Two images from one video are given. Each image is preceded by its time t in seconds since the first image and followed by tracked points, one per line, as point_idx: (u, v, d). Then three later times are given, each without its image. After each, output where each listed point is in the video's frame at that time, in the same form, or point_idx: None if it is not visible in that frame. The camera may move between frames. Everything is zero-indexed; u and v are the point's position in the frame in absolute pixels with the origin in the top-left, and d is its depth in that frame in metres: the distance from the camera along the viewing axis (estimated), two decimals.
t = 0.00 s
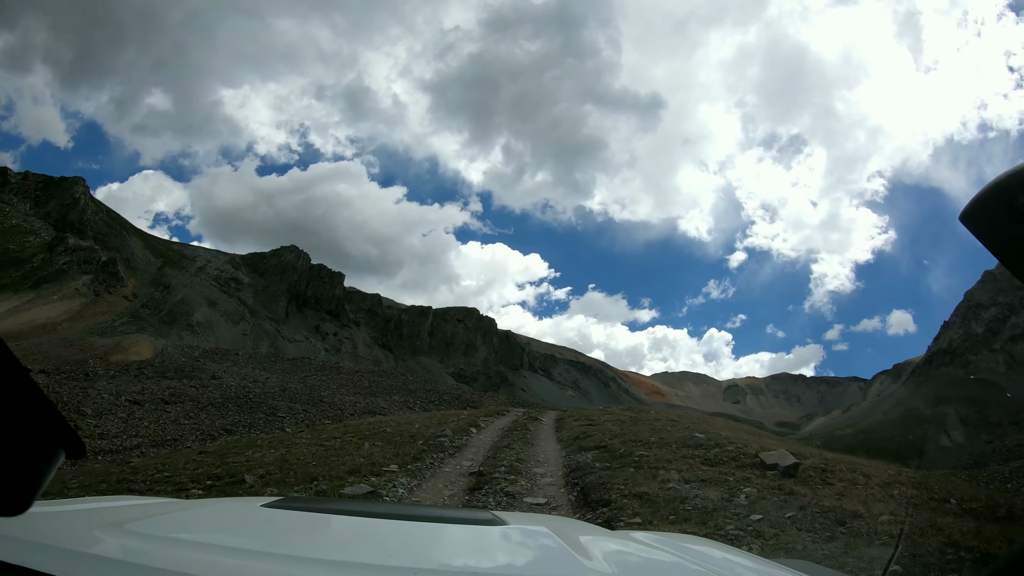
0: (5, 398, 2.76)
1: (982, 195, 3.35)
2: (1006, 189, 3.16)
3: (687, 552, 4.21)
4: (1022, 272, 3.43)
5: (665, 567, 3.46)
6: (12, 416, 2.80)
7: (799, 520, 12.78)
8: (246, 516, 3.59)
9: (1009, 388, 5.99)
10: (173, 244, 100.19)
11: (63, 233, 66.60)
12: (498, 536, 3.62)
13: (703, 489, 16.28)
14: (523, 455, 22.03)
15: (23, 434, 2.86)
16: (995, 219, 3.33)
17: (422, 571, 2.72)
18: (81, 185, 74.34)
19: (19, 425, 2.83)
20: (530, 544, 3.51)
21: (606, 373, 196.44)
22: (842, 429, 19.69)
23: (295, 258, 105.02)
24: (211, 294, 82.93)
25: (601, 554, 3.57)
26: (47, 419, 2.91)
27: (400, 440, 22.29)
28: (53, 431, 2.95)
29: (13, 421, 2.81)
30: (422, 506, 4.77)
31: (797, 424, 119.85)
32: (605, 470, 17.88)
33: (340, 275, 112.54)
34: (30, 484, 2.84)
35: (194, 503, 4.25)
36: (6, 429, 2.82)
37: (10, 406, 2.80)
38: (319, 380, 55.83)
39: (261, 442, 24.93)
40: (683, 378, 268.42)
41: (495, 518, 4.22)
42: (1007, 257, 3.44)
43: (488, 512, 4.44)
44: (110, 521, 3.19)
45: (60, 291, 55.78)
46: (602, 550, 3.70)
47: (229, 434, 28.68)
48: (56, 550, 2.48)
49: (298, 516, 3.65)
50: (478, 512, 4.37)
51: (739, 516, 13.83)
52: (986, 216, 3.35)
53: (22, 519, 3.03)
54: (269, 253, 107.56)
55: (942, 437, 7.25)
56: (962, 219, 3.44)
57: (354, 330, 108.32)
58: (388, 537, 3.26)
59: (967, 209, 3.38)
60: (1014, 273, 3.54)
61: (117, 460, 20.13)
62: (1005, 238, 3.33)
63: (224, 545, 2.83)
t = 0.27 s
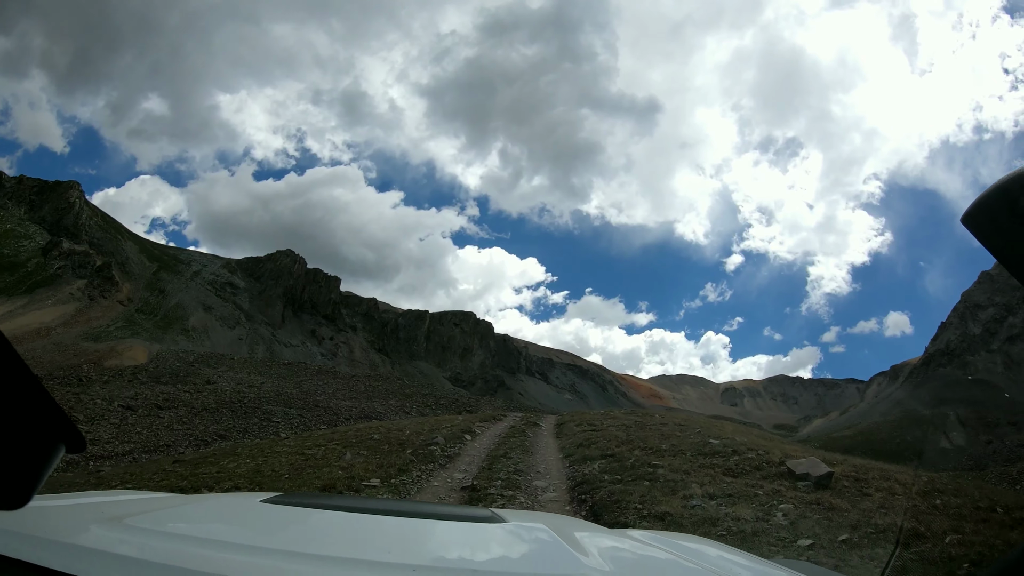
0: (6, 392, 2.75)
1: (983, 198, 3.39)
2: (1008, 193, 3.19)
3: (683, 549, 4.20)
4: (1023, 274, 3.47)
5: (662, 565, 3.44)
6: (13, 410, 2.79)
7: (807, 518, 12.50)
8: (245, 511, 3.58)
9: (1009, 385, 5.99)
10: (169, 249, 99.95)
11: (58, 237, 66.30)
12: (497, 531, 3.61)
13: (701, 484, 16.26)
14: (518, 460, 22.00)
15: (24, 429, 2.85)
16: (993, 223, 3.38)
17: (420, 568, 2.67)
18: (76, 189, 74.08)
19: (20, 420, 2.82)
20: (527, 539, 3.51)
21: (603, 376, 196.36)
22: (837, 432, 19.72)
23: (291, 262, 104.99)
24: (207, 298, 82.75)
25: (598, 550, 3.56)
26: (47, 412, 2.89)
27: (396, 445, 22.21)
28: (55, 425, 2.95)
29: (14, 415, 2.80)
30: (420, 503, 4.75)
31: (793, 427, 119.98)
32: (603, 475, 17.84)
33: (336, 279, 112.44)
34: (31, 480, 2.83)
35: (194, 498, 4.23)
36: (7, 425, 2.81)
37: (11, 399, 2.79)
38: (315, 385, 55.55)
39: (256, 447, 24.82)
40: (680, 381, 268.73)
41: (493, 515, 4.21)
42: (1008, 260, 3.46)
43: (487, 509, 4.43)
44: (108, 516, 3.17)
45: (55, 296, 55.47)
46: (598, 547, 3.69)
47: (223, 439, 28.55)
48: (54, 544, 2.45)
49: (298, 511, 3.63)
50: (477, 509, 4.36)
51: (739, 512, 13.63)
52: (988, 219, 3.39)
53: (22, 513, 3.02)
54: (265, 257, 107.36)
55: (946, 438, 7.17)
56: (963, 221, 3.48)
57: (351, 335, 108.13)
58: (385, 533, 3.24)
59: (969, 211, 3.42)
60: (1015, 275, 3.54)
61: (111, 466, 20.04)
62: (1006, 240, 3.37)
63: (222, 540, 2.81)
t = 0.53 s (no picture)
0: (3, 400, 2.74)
1: (980, 189, 3.33)
2: (1004, 187, 3.14)
3: (679, 546, 4.20)
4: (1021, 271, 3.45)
5: (656, 560, 3.50)
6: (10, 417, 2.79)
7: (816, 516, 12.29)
8: (243, 514, 3.57)
9: (1003, 387, 6.04)
10: (167, 250, 99.83)
11: (55, 238, 66.12)
12: (495, 533, 3.59)
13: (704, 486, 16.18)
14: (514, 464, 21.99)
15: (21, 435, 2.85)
16: (989, 214, 3.35)
17: (421, 570, 2.67)
18: (73, 189, 73.95)
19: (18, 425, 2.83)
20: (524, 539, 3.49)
21: (602, 380, 196.03)
22: (836, 435, 19.70)
23: (289, 264, 105.06)
24: (204, 300, 82.77)
25: (594, 547, 3.63)
26: (46, 421, 2.90)
27: (394, 450, 22.11)
28: (52, 430, 2.95)
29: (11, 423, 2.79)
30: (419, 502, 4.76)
31: (792, 431, 119.69)
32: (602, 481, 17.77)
33: (334, 282, 112.37)
34: (28, 485, 2.83)
35: (193, 501, 4.23)
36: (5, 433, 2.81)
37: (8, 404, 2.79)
38: (313, 388, 55.34)
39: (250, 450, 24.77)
40: (679, 385, 268.47)
41: (491, 515, 4.19)
42: (1004, 253, 3.48)
43: (485, 509, 4.41)
44: (107, 520, 3.17)
45: (51, 296, 55.28)
46: (596, 544, 3.73)
47: (218, 442, 28.46)
48: (53, 549, 2.47)
49: (296, 514, 3.63)
50: (475, 509, 4.35)
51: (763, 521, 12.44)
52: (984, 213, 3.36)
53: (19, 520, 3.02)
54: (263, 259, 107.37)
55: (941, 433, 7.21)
56: (960, 214, 3.45)
57: (349, 338, 108.00)
58: (385, 535, 3.27)
59: (963, 206, 3.41)
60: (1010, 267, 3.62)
61: (107, 468, 20.01)
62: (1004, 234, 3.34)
63: (222, 545, 2.80)
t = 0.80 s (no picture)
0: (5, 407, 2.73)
1: (979, 186, 3.37)
2: (1003, 185, 3.18)
3: (680, 546, 4.17)
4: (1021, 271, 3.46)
5: (656, 561, 3.48)
6: (11, 425, 2.77)
7: (836, 520, 11.99)
8: (243, 520, 3.55)
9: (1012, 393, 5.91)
10: (168, 257, 100.00)
11: (55, 243, 66.16)
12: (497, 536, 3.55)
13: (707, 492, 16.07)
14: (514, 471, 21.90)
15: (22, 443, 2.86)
16: (989, 212, 3.37)
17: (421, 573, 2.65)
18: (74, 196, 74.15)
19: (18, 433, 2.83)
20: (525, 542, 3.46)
21: (604, 388, 195.29)
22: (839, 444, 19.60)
23: (289, 271, 105.30)
24: (204, 307, 82.89)
25: (595, 548, 3.62)
26: (47, 428, 2.89)
27: (392, 458, 22.01)
28: (52, 438, 2.95)
29: (12, 430, 2.78)
30: (420, 507, 4.72)
31: (795, 438, 118.82)
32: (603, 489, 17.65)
33: (334, 289, 112.52)
34: (28, 493, 2.83)
35: (194, 507, 4.22)
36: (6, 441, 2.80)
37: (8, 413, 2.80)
38: (313, 395, 55.16)
39: (247, 458, 24.67)
40: (681, 393, 267.37)
41: (492, 517, 4.16)
42: (1008, 256, 3.49)
43: (487, 511, 4.37)
44: (108, 527, 3.16)
45: (51, 302, 55.23)
46: (599, 547, 3.70)
47: (215, 449, 28.34)
48: (55, 557, 2.45)
49: (297, 519, 3.61)
50: (476, 512, 4.31)
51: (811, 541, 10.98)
52: (983, 210, 3.39)
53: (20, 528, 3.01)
54: (264, 266, 107.58)
55: (941, 432, 6.99)
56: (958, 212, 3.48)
57: (349, 345, 107.94)
58: (388, 538, 3.23)
59: (964, 201, 3.40)
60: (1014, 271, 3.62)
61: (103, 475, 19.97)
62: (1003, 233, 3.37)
63: (225, 551, 2.77)
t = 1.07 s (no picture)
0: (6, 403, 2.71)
1: (986, 188, 3.21)
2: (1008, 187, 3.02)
3: (682, 550, 4.12)
4: None
5: (654, 560, 3.50)
6: (13, 421, 2.76)
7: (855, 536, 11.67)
8: (246, 519, 3.53)
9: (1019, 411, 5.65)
10: (167, 264, 99.92)
11: (53, 250, 66.02)
12: (499, 541, 3.50)
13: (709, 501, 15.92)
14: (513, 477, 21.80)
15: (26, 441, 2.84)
16: (995, 215, 3.19)
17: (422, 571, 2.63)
18: (73, 202, 74.12)
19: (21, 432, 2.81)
20: (525, 545, 3.44)
21: (604, 393, 194.94)
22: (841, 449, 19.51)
23: (288, 277, 105.34)
24: (202, 313, 82.87)
25: (593, 546, 3.67)
26: (49, 425, 2.88)
27: (390, 465, 21.91)
28: (57, 434, 2.92)
29: (14, 426, 2.77)
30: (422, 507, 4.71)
31: (796, 443, 118.60)
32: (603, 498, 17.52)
33: (333, 295, 112.46)
34: (30, 491, 2.82)
35: (198, 505, 4.21)
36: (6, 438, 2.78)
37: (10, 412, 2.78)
38: (311, 402, 55.06)
39: (242, 466, 24.51)
40: (681, 398, 267.00)
41: (495, 518, 4.12)
42: (1011, 258, 3.31)
43: (489, 512, 4.34)
44: (109, 524, 3.13)
45: (48, 309, 55.06)
46: (598, 545, 3.72)
47: (212, 457, 28.22)
48: (60, 552, 2.45)
49: (301, 517, 3.60)
50: (479, 513, 4.27)
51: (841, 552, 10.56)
52: (988, 214, 3.24)
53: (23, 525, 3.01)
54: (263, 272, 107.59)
55: (943, 435, 6.80)
56: (964, 217, 3.32)
57: (348, 351, 107.92)
58: (389, 535, 3.28)
59: (968, 207, 3.28)
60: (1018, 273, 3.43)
61: (97, 483, 19.80)
62: (1006, 237, 3.21)
63: (229, 548, 2.76)
